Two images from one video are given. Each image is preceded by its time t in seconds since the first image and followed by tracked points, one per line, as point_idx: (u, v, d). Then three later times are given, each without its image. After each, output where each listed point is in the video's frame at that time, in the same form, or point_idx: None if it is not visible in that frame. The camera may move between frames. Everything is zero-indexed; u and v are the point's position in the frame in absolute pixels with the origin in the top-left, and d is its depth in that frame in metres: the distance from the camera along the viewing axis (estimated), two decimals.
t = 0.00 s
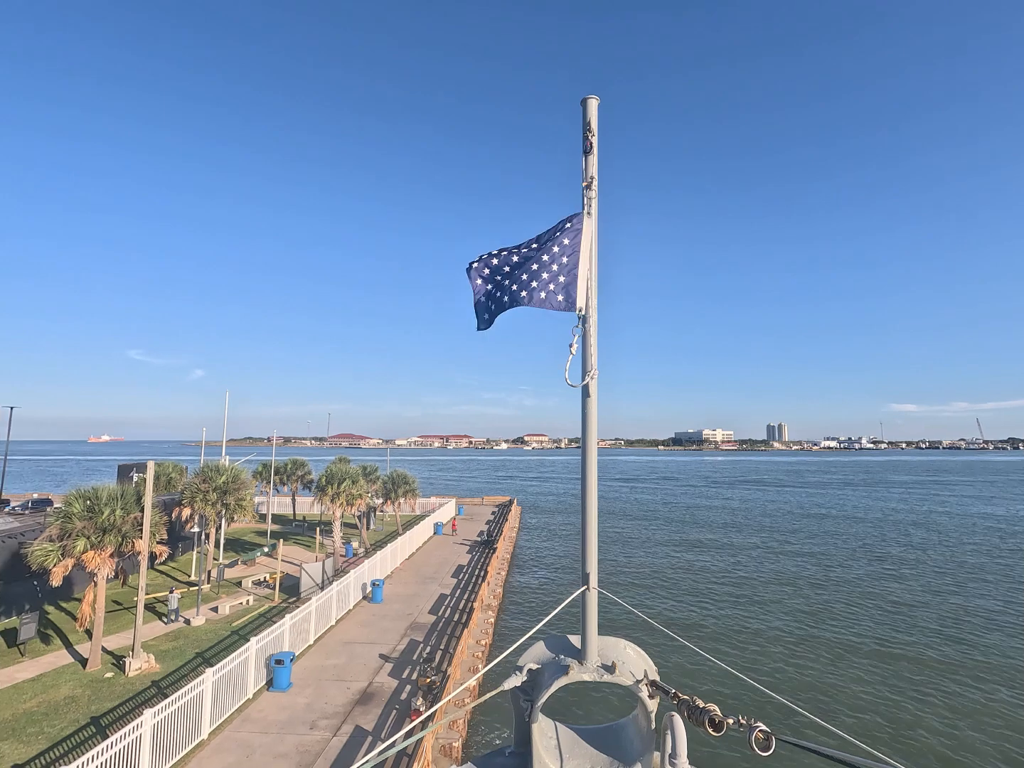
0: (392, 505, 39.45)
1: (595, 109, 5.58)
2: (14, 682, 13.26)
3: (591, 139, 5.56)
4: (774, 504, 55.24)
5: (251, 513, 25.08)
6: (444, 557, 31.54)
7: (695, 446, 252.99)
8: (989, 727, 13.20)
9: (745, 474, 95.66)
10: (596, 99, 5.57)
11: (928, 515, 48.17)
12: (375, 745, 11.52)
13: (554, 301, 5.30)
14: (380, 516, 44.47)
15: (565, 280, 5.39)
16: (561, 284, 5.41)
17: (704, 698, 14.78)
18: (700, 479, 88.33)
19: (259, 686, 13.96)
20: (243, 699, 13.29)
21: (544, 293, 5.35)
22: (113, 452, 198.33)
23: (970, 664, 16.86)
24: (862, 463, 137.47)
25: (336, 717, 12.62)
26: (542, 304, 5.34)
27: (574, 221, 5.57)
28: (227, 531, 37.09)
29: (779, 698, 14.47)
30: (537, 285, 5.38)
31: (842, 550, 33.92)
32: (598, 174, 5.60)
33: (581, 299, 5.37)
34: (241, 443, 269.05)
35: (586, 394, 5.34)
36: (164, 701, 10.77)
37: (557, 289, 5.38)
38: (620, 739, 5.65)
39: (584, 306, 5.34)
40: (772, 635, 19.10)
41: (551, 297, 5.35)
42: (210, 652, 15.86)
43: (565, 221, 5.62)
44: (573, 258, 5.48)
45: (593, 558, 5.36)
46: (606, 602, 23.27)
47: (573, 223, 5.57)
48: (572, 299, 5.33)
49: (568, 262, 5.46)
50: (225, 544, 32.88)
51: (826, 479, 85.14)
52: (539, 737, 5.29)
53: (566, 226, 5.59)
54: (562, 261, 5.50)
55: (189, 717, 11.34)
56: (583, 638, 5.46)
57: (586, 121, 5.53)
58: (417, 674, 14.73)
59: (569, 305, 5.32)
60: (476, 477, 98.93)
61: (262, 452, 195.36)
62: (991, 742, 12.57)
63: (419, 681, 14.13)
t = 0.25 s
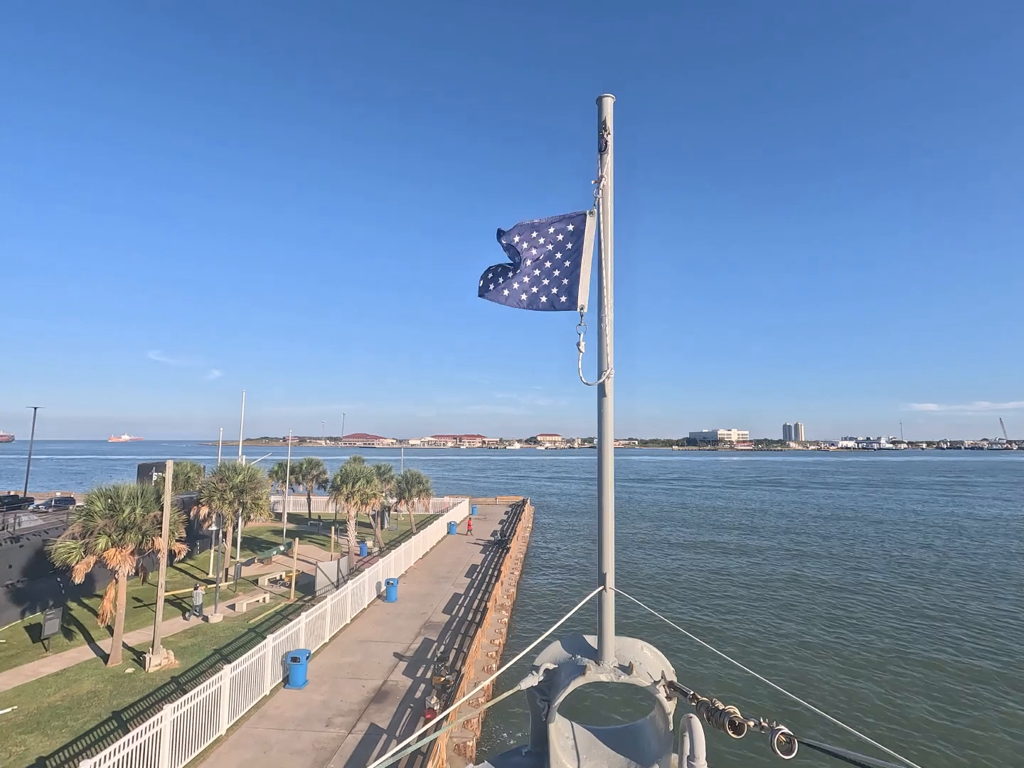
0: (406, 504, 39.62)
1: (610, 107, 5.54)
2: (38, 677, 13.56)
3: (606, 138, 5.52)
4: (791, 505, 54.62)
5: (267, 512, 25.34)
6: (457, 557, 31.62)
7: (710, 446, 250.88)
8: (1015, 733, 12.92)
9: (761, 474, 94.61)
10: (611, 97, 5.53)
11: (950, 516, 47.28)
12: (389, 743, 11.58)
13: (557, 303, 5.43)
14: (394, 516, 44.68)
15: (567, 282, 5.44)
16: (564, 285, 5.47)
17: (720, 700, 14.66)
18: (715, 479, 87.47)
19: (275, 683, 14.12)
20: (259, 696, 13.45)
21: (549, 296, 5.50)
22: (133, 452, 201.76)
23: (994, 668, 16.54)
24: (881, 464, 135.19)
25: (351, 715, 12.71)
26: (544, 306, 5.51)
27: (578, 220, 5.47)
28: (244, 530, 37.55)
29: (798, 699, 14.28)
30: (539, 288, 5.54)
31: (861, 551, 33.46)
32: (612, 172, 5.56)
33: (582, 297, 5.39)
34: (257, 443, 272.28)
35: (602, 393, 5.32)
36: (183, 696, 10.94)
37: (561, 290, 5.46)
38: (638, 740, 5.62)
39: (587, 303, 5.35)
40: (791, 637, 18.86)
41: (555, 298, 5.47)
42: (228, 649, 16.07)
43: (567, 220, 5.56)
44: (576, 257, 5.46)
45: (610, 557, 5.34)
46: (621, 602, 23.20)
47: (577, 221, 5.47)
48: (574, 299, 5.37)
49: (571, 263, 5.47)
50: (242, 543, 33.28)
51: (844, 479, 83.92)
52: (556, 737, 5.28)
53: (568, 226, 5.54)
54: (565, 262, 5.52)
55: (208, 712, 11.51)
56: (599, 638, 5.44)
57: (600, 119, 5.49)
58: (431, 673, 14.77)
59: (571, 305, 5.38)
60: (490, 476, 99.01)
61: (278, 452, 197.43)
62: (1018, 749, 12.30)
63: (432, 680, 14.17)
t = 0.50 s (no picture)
0: (420, 504, 39.78)
1: (626, 106, 5.52)
2: (62, 672, 13.84)
3: (622, 136, 5.51)
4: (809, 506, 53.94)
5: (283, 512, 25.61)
6: (471, 557, 31.70)
7: (726, 446, 248.60)
8: None
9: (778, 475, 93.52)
10: (628, 95, 5.50)
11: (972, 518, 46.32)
12: (405, 741, 11.62)
13: (564, 297, 5.38)
14: (408, 516, 44.92)
15: (577, 278, 5.43)
16: (572, 280, 5.45)
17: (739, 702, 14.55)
18: (731, 480, 86.56)
19: (292, 680, 14.26)
20: (276, 693, 13.60)
21: (556, 287, 5.39)
22: (153, 451, 205.27)
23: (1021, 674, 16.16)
24: (900, 465, 132.80)
25: (367, 713, 12.79)
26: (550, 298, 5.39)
27: (595, 217, 5.42)
28: (261, 529, 38.00)
29: (817, 701, 14.21)
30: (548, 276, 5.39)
31: (881, 553, 32.95)
32: (629, 171, 5.54)
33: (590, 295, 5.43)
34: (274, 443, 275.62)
35: (619, 393, 5.30)
36: (203, 693, 11.10)
37: (568, 284, 5.44)
38: (656, 742, 5.58)
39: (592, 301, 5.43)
40: (810, 639, 18.74)
41: (561, 290, 5.41)
42: (245, 647, 16.27)
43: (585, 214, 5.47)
44: (588, 254, 5.44)
45: (628, 558, 5.32)
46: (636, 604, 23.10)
47: (594, 218, 5.42)
48: (582, 297, 5.41)
49: (583, 259, 5.43)
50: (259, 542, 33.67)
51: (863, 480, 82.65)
52: (574, 739, 5.26)
53: (585, 219, 5.45)
54: (578, 257, 5.46)
55: (227, 708, 11.68)
56: (617, 639, 5.41)
57: (617, 118, 5.47)
58: (446, 673, 14.81)
59: (578, 301, 5.41)
60: (504, 476, 99.11)
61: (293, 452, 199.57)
62: None
63: (447, 680, 14.19)
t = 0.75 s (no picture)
0: (434, 504, 39.90)
1: (642, 105, 5.50)
2: (84, 667, 14.11)
3: (638, 136, 5.49)
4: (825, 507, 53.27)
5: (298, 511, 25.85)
6: (484, 556, 31.75)
7: (740, 446, 246.31)
8: None
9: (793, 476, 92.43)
10: (644, 94, 5.49)
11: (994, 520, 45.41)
12: (418, 740, 11.67)
13: (590, 303, 5.44)
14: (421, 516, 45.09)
15: (601, 281, 5.43)
16: (598, 284, 5.47)
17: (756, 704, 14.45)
18: (745, 480, 85.77)
19: (307, 678, 14.39)
20: (292, 691, 13.73)
21: (582, 295, 5.49)
22: (171, 451, 208.36)
23: None
24: (919, 465, 130.66)
25: (381, 711, 12.87)
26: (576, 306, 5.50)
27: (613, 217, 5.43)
28: (276, 528, 38.40)
29: (838, 703, 14.09)
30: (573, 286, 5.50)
31: (899, 555, 32.43)
32: (645, 170, 5.52)
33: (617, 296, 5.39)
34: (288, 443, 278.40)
35: (635, 393, 5.27)
36: (219, 690, 11.23)
37: (595, 289, 5.47)
38: (673, 744, 5.55)
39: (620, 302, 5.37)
40: (830, 641, 18.55)
41: (588, 297, 5.48)
42: (261, 645, 16.45)
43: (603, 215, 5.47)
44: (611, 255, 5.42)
45: (644, 558, 5.29)
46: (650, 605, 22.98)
47: (612, 218, 5.43)
48: (608, 299, 5.38)
49: (604, 261, 5.42)
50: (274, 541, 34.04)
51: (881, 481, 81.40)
52: (591, 739, 5.25)
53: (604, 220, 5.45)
54: (599, 259, 5.46)
55: (243, 705, 11.81)
56: (634, 640, 5.39)
57: (633, 117, 5.45)
58: (459, 672, 14.82)
59: (605, 305, 5.40)
60: (516, 477, 99.11)
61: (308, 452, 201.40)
62: None
63: (460, 679, 14.21)
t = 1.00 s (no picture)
0: (447, 503, 40.04)
1: (659, 101, 5.46)
2: (106, 662, 14.39)
3: (655, 132, 5.45)
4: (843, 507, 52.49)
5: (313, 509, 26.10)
6: (498, 555, 31.80)
7: (755, 445, 243.87)
8: None
9: (811, 476, 91.23)
10: (660, 89, 5.43)
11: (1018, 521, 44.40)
12: (432, 738, 11.72)
13: (623, 298, 5.25)
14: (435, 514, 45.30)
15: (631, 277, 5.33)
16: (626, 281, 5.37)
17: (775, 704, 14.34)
18: (761, 480, 84.89)
19: (322, 675, 14.52)
20: (308, 687, 13.86)
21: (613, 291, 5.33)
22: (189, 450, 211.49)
23: None
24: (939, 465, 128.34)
25: (396, 709, 12.94)
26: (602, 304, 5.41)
27: (632, 215, 5.42)
28: (292, 526, 38.84)
29: (860, 704, 13.97)
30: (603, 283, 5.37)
31: (919, 556, 31.90)
32: (663, 167, 5.48)
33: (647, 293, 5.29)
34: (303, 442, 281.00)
35: (652, 392, 5.25)
36: (237, 685, 11.37)
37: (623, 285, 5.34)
38: (692, 744, 5.52)
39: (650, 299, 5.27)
40: (850, 642, 18.37)
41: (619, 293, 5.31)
42: (278, 641, 16.66)
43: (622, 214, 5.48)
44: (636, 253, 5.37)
45: (662, 557, 5.25)
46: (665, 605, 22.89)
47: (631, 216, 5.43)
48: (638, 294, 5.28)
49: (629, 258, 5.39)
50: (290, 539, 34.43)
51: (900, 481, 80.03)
52: (609, 739, 5.23)
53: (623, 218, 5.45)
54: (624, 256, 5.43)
55: (260, 701, 11.94)
56: (651, 640, 5.36)
57: (650, 113, 5.42)
58: (473, 671, 14.86)
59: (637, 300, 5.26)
60: (529, 476, 99.16)
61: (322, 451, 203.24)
62: None
63: (474, 678, 14.24)
